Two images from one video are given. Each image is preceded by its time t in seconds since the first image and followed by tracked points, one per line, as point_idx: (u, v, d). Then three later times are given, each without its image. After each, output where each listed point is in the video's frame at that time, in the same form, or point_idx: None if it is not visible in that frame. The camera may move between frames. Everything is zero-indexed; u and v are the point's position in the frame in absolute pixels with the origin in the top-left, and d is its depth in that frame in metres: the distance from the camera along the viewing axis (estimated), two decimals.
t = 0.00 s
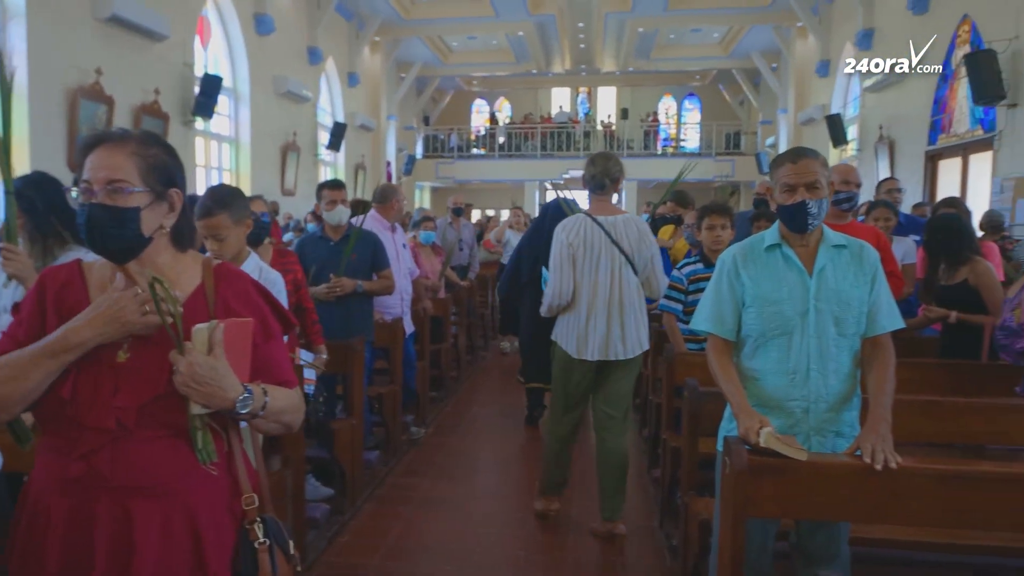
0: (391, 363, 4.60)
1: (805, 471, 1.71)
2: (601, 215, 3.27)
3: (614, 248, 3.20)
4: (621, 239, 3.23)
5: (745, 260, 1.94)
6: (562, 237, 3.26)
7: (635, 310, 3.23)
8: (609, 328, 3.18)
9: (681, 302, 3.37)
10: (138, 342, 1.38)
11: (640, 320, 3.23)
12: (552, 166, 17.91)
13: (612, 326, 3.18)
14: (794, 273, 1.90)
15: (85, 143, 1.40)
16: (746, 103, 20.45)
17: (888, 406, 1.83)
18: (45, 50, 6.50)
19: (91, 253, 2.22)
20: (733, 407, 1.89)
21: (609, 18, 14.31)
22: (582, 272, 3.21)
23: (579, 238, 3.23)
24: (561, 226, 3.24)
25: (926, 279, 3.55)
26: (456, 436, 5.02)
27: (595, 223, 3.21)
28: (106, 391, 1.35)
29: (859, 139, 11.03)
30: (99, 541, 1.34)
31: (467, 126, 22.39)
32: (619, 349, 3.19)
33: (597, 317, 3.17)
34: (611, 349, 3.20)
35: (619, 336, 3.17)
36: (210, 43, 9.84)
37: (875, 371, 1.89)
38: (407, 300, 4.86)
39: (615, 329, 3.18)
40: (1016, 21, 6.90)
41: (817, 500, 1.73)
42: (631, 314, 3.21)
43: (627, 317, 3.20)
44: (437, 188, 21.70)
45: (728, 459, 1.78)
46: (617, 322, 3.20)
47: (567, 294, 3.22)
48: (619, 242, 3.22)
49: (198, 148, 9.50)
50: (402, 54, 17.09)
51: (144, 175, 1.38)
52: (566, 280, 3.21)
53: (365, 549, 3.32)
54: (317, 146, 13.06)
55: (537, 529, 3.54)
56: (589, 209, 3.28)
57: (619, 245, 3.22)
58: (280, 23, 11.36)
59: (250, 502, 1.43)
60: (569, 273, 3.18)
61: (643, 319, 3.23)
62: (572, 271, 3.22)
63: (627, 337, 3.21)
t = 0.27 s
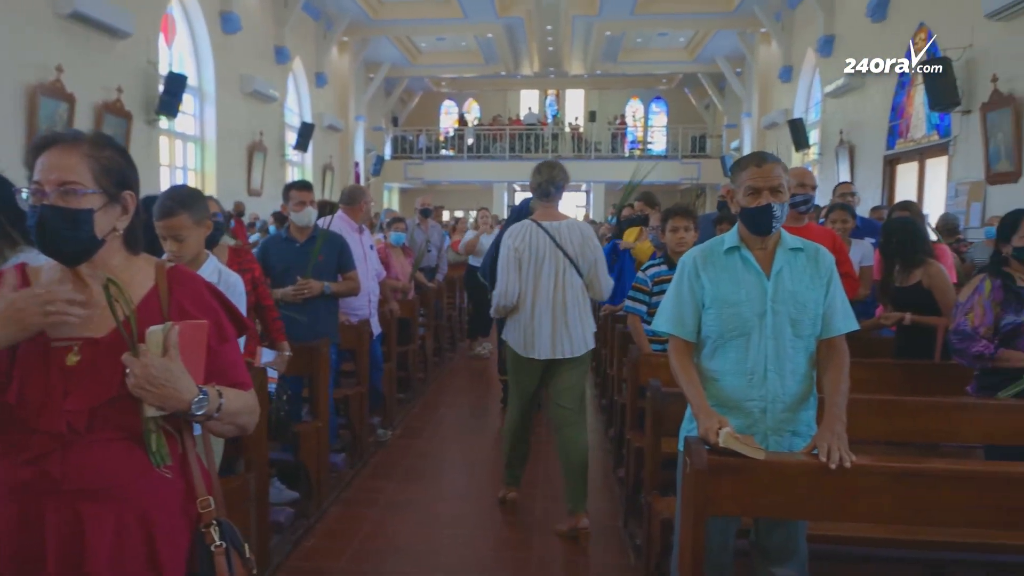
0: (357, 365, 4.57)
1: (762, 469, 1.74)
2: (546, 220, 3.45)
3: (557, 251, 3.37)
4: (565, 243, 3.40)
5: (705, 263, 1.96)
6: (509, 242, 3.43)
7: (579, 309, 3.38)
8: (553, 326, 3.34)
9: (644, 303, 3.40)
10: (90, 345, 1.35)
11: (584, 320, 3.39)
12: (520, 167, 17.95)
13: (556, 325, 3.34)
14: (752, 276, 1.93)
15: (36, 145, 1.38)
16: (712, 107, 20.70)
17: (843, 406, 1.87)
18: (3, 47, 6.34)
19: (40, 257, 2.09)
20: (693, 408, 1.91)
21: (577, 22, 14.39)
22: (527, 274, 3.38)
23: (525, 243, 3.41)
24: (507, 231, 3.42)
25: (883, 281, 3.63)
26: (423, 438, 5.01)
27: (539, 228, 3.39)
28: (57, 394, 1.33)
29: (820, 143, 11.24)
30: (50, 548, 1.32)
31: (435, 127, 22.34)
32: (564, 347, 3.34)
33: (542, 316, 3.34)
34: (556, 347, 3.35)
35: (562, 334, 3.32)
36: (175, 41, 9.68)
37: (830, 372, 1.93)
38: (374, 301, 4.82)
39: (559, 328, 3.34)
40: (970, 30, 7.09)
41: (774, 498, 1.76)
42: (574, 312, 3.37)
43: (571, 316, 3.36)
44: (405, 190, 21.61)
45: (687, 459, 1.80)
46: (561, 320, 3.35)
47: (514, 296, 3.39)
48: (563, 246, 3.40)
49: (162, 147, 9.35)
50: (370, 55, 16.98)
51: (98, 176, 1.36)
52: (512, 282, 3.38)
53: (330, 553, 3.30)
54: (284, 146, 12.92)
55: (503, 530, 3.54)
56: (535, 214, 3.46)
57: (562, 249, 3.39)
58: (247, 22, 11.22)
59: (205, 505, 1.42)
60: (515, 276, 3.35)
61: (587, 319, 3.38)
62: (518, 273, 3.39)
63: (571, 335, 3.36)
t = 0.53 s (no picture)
0: (329, 369, 4.55)
1: (730, 467, 1.77)
2: (500, 222, 3.79)
3: (510, 251, 3.73)
4: (516, 243, 3.76)
5: (673, 265, 1.98)
6: (466, 242, 3.76)
7: (528, 305, 3.76)
8: (506, 320, 3.71)
9: (615, 304, 3.43)
10: (48, 351, 1.33)
11: (532, 314, 3.76)
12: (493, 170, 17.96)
13: (508, 319, 3.72)
14: (719, 277, 1.96)
15: None
16: (682, 109, 20.91)
17: (808, 404, 1.90)
18: None
19: None
20: (662, 408, 1.93)
21: (548, 25, 14.45)
22: (482, 272, 3.73)
23: (480, 243, 3.75)
24: (463, 232, 3.74)
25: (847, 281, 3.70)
26: (396, 441, 4.99)
27: (494, 230, 3.73)
28: (14, 403, 1.30)
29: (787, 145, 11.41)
30: (11, 558, 1.30)
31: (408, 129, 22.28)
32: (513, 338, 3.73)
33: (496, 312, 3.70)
34: (507, 339, 3.73)
35: (513, 328, 3.71)
36: (142, 42, 9.55)
37: (795, 372, 1.96)
38: (346, 304, 4.79)
39: (511, 322, 3.72)
40: (930, 34, 7.26)
41: (741, 496, 1.78)
42: (525, 307, 3.75)
43: (521, 311, 3.74)
44: (378, 192, 21.52)
45: (656, 459, 1.82)
46: (513, 315, 3.73)
47: (470, 293, 3.73)
48: (515, 247, 3.75)
49: (130, 150, 9.21)
50: (341, 57, 16.89)
51: (58, 183, 1.34)
52: (468, 280, 3.73)
53: (303, 559, 3.27)
54: (255, 148, 12.79)
55: (476, 532, 3.54)
56: (489, 217, 3.80)
57: (515, 249, 3.75)
58: (216, 23, 11.10)
59: (169, 510, 1.40)
60: (471, 274, 3.70)
61: (535, 313, 3.75)
62: (473, 272, 3.74)
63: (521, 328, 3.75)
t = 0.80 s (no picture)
0: (304, 377, 4.52)
1: (701, 472, 1.79)
2: (465, 228, 3.94)
3: (470, 255, 3.86)
4: (478, 247, 3.90)
5: (645, 271, 2.01)
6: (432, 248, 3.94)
7: (489, 306, 3.88)
8: (465, 321, 3.84)
9: (588, 311, 3.45)
10: (13, 360, 1.31)
11: (493, 315, 3.88)
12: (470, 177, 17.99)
13: (468, 320, 3.84)
14: (690, 284, 1.98)
15: None
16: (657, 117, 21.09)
17: (777, 409, 1.93)
18: None
19: None
20: (634, 415, 1.94)
21: (525, 33, 14.52)
22: (445, 276, 3.88)
23: (444, 248, 3.91)
24: (428, 239, 3.92)
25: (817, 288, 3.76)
26: (372, 449, 4.97)
27: (455, 235, 3.88)
28: None
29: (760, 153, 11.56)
30: None
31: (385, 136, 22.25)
32: (475, 339, 3.86)
33: (457, 314, 3.84)
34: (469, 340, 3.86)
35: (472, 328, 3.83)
36: (114, 47, 9.45)
37: (764, 378, 1.99)
38: (322, 312, 4.77)
39: (471, 323, 3.84)
40: (898, 46, 7.41)
41: (711, 501, 1.81)
42: (486, 309, 3.87)
43: (482, 313, 3.86)
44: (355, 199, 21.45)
45: (629, 466, 1.83)
46: (474, 317, 3.85)
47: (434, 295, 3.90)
48: (476, 251, 3.89)
49: (102, 156, 9.11)
50: (318, 63, 16.83)
51: (31, 195, 1.34)
52: (431, 283, 3.90)
53: (277, 568, 3.25)
54: (230, 155, 12.70)
55: (452, 539, 3.53)
56: (456, 223, 3.96)
57: (476, 253, 3.88)
58: (190, 28, 11.01)
59: (138, 517, 1.40)
60: (433, 278, 3.86)
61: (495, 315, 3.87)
62: (435, 276, 3.91)
63: (483, 330, 3.87)
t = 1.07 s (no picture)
0: (275, 384, 4.48)
1: (669, 475, 1.80)
2: (440, 238, 3.95)
3: (444, 264, 3.88)
4: (451, 256, 3.91)
5: (614, 277, 2.02)
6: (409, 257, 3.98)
7: (462, 314, 3.91)
8: (438, 329, 3.87)
9: (560, 316, 3.46)
10: None
11: (466, 323, 3.91)
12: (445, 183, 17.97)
13: (440, 327, 3.86)
14: (658, 289, 1.99)
15: None
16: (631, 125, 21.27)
17: (745, 412, 1.95)
18: None
19: None
20: (603, 420, 1.95)
21: (499, 40, 14.57)
22: (419, 284, 3.93)
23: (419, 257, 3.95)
24: (404, 249, 3.96)
25: (786, 294, 3.81)
26: (345, 456, 4.92)
27: (429, 244, 3.91)
28: None
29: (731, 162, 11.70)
30: None
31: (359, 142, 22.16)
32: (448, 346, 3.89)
33: (430, 322, 3.88)
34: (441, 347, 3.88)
35: (444, 336, 3.85)
36: (81, 49, 9.30)
37: (731, 381, 2.01)
38: (294, 318, 4.72)
39: (443, 330, 3.86)
40: (864, 57, 7.55)
41: (679, 504, 1.82)
42: (459, 316, 3.89)
43: (454, 320, 3.88)
44: (328, 205, 21.33)
45: (598, 470, 1.84)
46: (446, 325, 3.87)
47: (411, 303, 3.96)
48: (450, 259, 3.90)
49: (69, 160, 8.96)
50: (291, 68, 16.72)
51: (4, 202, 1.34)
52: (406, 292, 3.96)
53: None
54: (201, 160, 12.56)
55: (425, 546, 3.51)
56: (432, 232, 3.98)
57: (450, 262, 3.90)
58: (159, 31, 10.88)
59: (110, 516, 1.47)
60: (407, 287, 3.91)
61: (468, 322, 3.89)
62: (411, 286, 3.95)
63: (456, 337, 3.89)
